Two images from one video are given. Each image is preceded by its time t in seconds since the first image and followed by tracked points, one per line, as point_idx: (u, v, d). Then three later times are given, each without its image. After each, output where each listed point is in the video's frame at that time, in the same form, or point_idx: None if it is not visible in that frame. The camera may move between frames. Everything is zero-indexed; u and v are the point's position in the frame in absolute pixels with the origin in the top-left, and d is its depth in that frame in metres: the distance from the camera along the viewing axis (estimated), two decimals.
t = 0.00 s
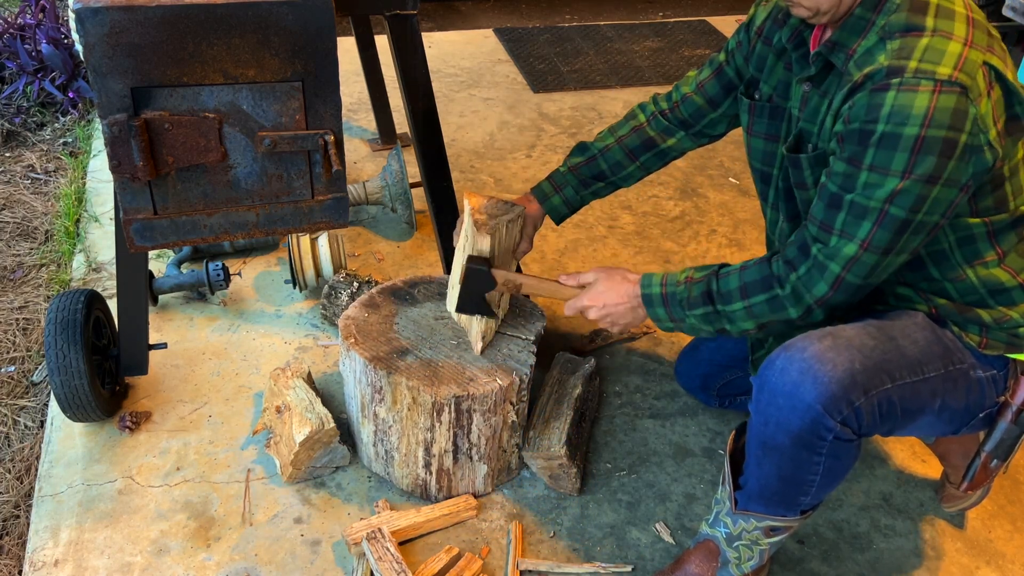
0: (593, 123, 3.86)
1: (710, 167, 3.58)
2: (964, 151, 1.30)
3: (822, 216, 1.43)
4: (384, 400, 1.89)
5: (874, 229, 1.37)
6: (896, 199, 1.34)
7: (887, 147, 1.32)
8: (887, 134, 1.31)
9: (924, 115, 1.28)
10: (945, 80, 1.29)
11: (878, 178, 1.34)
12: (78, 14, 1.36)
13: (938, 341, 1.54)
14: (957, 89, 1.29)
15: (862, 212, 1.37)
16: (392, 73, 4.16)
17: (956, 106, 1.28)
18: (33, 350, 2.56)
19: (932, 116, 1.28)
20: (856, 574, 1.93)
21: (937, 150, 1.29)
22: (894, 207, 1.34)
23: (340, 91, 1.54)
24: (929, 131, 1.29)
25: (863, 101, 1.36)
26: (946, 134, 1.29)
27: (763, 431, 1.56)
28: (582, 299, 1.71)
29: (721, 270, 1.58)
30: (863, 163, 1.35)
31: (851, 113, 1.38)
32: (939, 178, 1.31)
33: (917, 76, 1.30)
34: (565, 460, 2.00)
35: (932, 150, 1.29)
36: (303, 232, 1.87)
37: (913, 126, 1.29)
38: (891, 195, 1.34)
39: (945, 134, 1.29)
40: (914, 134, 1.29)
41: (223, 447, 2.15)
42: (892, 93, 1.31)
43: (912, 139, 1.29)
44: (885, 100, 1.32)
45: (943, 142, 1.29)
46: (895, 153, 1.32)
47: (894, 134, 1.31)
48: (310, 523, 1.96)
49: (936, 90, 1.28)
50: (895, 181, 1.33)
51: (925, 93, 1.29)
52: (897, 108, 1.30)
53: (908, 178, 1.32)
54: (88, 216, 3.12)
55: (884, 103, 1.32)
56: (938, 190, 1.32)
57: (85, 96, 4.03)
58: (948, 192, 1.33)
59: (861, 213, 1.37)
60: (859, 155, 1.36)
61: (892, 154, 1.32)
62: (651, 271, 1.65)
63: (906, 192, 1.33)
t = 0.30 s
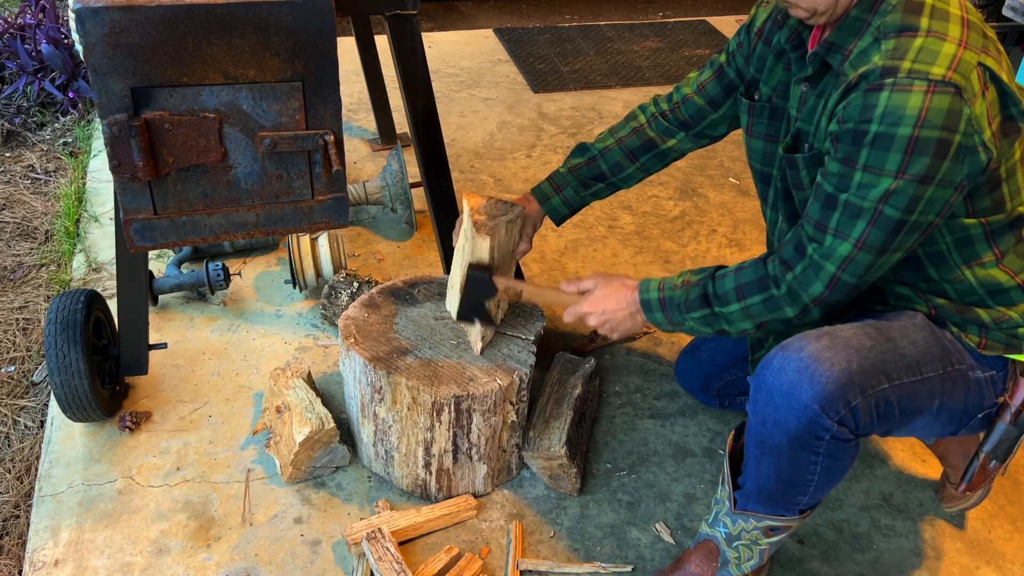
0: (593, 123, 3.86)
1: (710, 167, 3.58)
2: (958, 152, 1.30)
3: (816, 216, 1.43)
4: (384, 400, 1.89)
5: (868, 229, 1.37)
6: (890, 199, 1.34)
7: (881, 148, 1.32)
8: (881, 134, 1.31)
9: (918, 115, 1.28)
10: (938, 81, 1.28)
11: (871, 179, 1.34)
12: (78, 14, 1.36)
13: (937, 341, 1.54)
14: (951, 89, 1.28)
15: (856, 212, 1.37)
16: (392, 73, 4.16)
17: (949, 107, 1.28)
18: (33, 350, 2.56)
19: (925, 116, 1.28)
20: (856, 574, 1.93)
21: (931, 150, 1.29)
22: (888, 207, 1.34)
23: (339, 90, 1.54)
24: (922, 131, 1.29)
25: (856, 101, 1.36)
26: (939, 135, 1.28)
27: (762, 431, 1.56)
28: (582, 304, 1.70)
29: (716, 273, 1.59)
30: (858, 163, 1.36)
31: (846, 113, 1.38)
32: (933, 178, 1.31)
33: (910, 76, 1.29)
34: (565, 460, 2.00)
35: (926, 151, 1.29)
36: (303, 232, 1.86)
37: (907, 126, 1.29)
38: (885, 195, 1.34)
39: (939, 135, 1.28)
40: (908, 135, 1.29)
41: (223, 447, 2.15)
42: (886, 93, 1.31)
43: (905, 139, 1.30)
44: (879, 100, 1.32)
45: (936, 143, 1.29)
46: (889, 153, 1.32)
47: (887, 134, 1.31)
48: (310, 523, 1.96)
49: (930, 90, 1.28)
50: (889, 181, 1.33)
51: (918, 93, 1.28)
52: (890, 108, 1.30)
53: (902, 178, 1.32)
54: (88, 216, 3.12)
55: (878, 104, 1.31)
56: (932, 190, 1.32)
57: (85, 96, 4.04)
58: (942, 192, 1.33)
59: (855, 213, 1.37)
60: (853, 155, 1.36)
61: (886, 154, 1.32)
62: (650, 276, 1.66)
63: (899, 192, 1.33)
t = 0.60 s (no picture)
0: (593, 123, 3.86)
1: (710, 167, 3.58)
2: (960, 149, 1.30)
3: (819, 215, 1.43)
4: (384, 400, 1.89)
5: (871, 228, 1.37)
6: (892, 197, 1.34)
7: (883, 146, 1.32)
8: (883, 132, 1.31)
9: (919, 113, 1.28)
10: (940, 78, 1.29)
11: (873, 177, 1.34)
12: (78, 14, 1.36)
13: (936, 340, 1.54)
14: (952, 87, 1.28)
15: (859, 210, 1.37)
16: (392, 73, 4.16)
17: (951, 103, 1.28)
18: (33, 350, 2.56)
19: (927, 114, 1.28)
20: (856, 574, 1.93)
21: (934, 147, 1.29)
22: (890, 205, 1.34)
23: (339, 91, 1.54)
24: (924, 129, 1.29)
25: (858, 100, 1.35)
26: (941, 132, 1.28)
27: (760, 430, 1.56)
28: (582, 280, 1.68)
29: (721, 264, 1.60)
30: (860, 161, 1.36)
31: (847, 111, 1.37)
32: (935, 176, 1.31)
33: (912, 74, 1.29)
34: (565, 460, 2.00)
35: (928, 148, 1.29)
36: (303, 233, 1.86)
37: (909, 123, 1.29)
38: (888, 192, 1.34)
39: (941, 132, 1.28)
40: (910, 132, 1.29)
41: (224, 447, 2.15)
42: (888, 90, 1.31)
43: (907, 137, 1.30)
44: (881, 98, 1.31)
45: (939, 140, 1.29)
46: (891, 151, 1.32)
47: (889, 132, 1.31)
48: (310, 523, 1.96)
49: (932, 88, 1.28)
50: (891, 179, 1.33)
51: (920, 90, 1.29)
52: (892, 105, 1.30)
53: (904, 175, 1.32)
54: (88, 216, 3.12)
55: (880, 101, 1.31)
56: (935, 188, 1.32)
57: (85, 96, 4.04)
58: (944, 190, 1.33)
59: (858, 211, 1.37)
60: (855, 153, 1.36)
61: (888, 152, 1.32)
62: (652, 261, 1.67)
63: (902, 190, 1.33)
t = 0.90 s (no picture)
0: (593, 123, 3.86)
1: (710, 166, 3.58)
2: (970, 141, 1.30)
3: (834, 215, 1.43)
4: (384, 400, 1.89)
5: (887, 226, 1.36)
6: (906, 194, 1.33)
7: (894, 140, 1.32)
8: (891, 126, 1.32)
9: (926, 106, 1.29)
10: (945, 71, 1.29)
11: (885, 173, 1.34)
12: (79, 14, 1.36)
13: (937, 342, 1.54)
14: (958, 79, 1.29)
15: (874, 209, 1.37)
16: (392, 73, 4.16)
17: (957, 96, 1.28)
18: (33, 350, 2.56)
19: (934, 107, 1.28)
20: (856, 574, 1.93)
21: (943, 141, 1.29)
22: (905, 202, 1.34)
23: (339, 91, 1.54)
24: (933, 122, 1.29)
25: (864, 96, 1.36)
26: (950, 125, 1.28)
27: (763, 432, 1.56)
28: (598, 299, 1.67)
29: (739, 273, 1.59)
30: (870, 157, 1.36)
31: (853, 108, 1.38)
32: (946, 169, 1.31)
33: (917, 67, 1.30)
34: (565, 460, 2.00)
35: (937, 141, 1.29)
36: (303, 233, 1.86)
37: (917, 117, 1.29)
38: (901, 188, 1.33)
39: (949, 125, 1.28)
40: (918, 125, 1.29)
41: (224, 447, 2.15)
42: (893, 85, 1.31)
43: (916, 130, 1.29)
44: (887, 92, 1.32)
45: (947, 133, 1.29)
46: (900, 145, 1.32)
47: (898, 127, 1.31)
48: (310, 523, 1.96)
49: (937, 81, 1.29)
50: (903, 173, 1.32)
51: (925, 84, 1.29)
52: (899, 99, 1.31)
53: (916, 170, 1.31)
54: (88, 216, 3.12)
55: (886, 96, 1.32)
56: (948, 181, 1.32)
57: (85, 96, 4.03)
58: (957, 183, 1.32)
59: (872, 210, 1.37)
60: (864, 150, 1.36)
61: (898, 147, 1.32)
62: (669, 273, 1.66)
63: (914, 185, 1.32)
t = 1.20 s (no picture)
0: (593, 123, 3.86)
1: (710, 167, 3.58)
2: (995, 116, 1.30)
3: (907, 230, 1.37)
4: (384, 400, 1.89)
5: (966, 224, 1.29)
6: (967, 184, 1.28)
7: (924, 136, 1.30)
8: (915, 123, 1.30)
9: (943, 95, 1.29)
10: (945, 59, 1.30)
11: (931, 171, 1.30)
12: (78, 14, 1.36)
13: (943, 341, 1.54)
14: (961, 64, 1.30)
15: (940, 212, 1.31)
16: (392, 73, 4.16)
17: (967, 78, 1.29)
18: (33, 350, 2.56)
19: (949, 94, 1.29)
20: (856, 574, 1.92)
21: (971, 122, 1.28)
22: (970, 192, 1.29)
23: (339, 91, 1.54)
24: (954, 108, 1.28)
25: (873, 102, 1.36)
26: (971, 106, 1.28)
27: (771, 434, 1.56)
28: (686, 289, 1.66)
29: (840, 264, 1.52)
30: (909, 161, 1.32)
31: (867, 118, 1.38)
32: (988, 148, 1.29)
33: (917, 61, 1.31)
34: (565, 461, 2.00)
35: (966, 124, 1.28)
36: (303, 233, 1.86)
37: (936, 107, 1.29)
38: (957, 181, 1.29)
39: (971, 106, 1.28)
40: (942, 115, 1.28)
41: (223, 447, 2.15)
42: (900, 83, 1.32)
43: (941, 120, 1.29)
44: (896, 91, 1.32)
45: (971, 114, 1.28)
46: (932, 139, 1.29)
47: (923, 122, 1.29)
48: (310, 523, 1.96)
49: (942, 69, 1.29)
50: (948, 164, 1.29)
51: (932, 74, 1.30)
52: (912, 94, 1.30)
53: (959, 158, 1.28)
54: (88, 216, 3.12)
55: (898, 95, 1.32)
56: (994, 159, 1.29)
57: (85, 96, 4.03)
58: (1004, 158, 1.30)
59: (941, 213, 1.31)
60: (901, 157, 1.33)
61: (931, 141, 1.29)
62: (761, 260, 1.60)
63: (966, 174, 1.28)
